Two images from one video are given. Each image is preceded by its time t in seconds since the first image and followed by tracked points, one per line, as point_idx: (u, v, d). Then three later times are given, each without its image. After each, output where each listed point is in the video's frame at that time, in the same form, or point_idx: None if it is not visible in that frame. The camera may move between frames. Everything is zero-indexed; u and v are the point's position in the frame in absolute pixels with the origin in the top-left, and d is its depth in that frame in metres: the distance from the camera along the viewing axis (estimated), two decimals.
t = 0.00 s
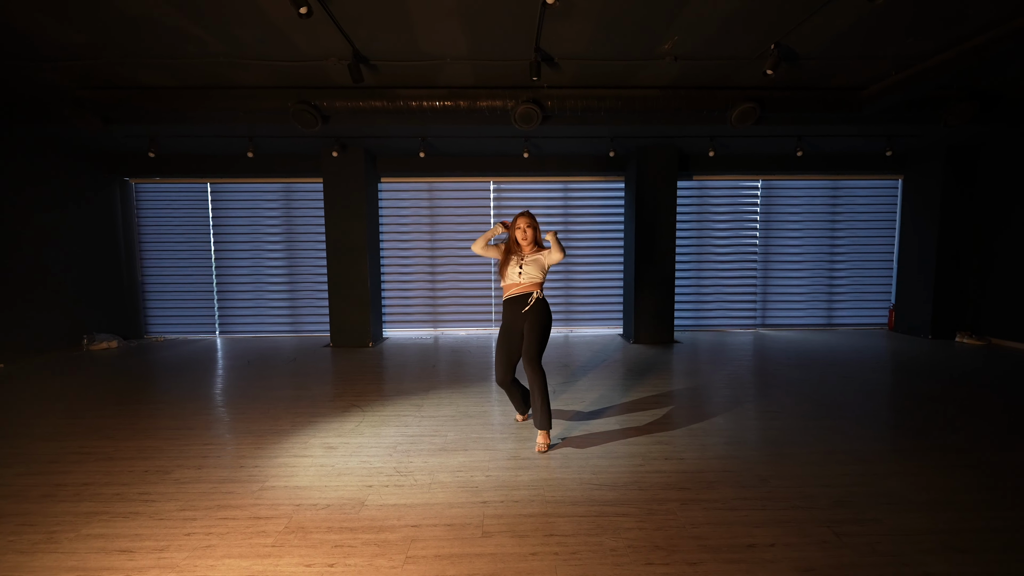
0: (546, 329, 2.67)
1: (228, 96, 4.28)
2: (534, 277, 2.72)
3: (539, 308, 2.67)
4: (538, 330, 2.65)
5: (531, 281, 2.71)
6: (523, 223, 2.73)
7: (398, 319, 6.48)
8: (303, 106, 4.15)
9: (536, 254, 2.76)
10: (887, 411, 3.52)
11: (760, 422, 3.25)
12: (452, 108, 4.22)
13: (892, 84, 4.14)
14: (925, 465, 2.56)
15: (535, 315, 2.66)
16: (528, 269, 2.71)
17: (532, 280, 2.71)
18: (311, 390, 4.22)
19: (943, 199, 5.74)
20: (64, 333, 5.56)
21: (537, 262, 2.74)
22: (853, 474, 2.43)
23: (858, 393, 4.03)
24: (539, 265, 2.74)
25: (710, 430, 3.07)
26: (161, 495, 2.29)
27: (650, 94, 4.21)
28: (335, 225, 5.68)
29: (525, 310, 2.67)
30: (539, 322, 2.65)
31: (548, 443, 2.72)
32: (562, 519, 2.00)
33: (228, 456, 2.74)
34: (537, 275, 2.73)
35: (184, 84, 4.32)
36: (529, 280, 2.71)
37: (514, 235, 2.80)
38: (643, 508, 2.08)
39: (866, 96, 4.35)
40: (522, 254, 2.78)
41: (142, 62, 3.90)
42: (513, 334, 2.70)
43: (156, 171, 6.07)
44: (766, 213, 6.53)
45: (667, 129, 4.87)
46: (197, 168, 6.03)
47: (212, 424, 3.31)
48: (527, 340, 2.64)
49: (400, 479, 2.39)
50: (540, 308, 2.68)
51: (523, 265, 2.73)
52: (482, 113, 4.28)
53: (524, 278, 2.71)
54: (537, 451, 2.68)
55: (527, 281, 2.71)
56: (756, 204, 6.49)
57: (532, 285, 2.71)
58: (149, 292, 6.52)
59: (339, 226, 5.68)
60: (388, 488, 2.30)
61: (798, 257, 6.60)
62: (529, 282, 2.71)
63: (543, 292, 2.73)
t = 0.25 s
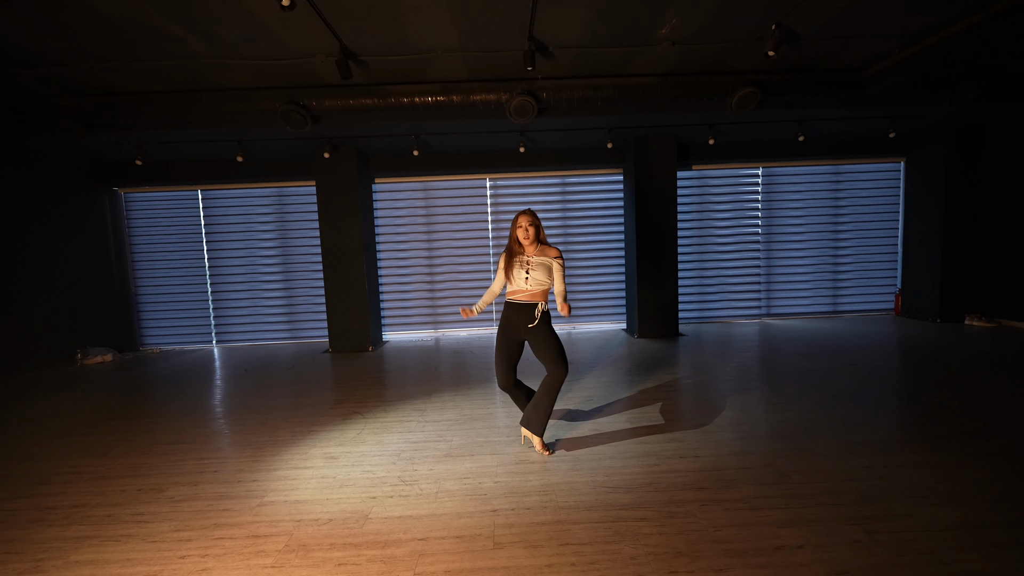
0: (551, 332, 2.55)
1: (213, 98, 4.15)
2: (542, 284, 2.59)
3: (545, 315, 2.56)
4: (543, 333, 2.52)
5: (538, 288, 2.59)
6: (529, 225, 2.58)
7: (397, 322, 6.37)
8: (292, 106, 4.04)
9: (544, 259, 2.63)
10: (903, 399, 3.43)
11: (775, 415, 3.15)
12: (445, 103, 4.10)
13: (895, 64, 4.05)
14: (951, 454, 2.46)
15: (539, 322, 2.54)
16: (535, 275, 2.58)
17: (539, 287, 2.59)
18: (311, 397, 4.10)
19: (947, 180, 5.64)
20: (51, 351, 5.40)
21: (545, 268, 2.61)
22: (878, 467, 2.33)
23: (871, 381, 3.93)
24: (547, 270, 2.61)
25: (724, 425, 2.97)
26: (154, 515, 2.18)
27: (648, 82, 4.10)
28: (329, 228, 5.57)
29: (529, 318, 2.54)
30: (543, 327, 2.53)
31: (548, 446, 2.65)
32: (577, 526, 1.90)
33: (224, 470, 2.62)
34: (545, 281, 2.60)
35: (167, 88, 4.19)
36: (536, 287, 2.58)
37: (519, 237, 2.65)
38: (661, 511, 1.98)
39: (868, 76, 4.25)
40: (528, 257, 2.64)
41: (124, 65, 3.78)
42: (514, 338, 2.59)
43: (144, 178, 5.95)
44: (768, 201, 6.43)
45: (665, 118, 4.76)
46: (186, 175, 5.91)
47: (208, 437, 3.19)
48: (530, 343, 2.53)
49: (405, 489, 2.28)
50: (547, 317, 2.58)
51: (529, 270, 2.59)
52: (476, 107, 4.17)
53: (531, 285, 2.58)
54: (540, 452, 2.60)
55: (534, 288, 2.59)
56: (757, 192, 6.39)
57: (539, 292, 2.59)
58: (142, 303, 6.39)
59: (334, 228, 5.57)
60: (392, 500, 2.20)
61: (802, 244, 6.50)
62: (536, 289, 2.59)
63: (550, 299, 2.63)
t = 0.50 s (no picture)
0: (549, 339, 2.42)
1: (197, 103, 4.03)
2: (536, 286, 2.45)
3: (544, 319, 2.43)
4: (545, 335, 2.42)
5: (532, 290, 2.44)
6: (530, 225, 2.51)
7: (397, 326, 6.26)
8: (279, 108, 3.91)
9: (542, 259, 2.47)
10: (921, 387, 3.32)
11: (791, 408, 3.03)
12: (437, 99, 3.97)
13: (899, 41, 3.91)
14: (980, 444, 2.35)
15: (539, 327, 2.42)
16: (529, 276, 2.45)
17: (534, 289, 2.44)
18: (311, 407, 3.99)
19: (952, 160, 5.53)
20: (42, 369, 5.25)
21: (540, 269, 2.46)
22: (906, 459, 2.22)
23: (886, 369, 3.82)
24: (542, 271, 2.46)
25: (740, 421, 2.86)
26: (147, 540, 2.06)
27: (645, 70, 3.98)
28: (324, 232, 5.45)
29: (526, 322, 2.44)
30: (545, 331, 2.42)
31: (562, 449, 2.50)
32: (594, 537, 1.78)
33: (220, 488, 2.50)
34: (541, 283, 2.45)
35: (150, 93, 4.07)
36: (530, 289, 2.44)
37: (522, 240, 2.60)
38: (683, 517, 1.86)
39: (871, 55, 4.13)
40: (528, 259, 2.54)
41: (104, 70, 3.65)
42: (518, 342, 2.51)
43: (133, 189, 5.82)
44: (770, 188, 6.32)
45: (663, 106, 4.64)
46: (175, 184, 5.79)
47: (205, 453, 3.07)
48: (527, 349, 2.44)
49: (410, 502, 2.17)
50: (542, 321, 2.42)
51: (524, 272, 2.48)
52: (469, 102, 4.04)
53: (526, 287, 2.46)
54: (553, 458, 2.47)
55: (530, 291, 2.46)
56: (759, 180, 6.28)
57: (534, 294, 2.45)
58: (136, 316, 6.26)
59: (328, 232, 5.45)
60: (397, 514, 2.08)
61: (805, 231, 6.39)
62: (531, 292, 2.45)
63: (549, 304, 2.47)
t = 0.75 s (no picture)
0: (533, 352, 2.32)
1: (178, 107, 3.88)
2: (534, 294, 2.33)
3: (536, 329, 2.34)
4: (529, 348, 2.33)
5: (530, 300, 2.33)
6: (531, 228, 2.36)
7: (395, 330, 6.12)
8: (264, 109, 3.78)
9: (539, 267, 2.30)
10: (937, 374, 3.22)
11: (806, 402, 2.92)
12: (427, 95, 3.84)
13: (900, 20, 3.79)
14: (1007, 434, 2.25)
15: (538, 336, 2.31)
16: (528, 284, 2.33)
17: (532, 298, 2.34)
18: (308, 418, 3.85)
19: (954, 142, 5.44)
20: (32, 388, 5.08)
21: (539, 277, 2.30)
22: (933, 453, 2.11)
23: (898, 356, 3.72)
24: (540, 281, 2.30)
25: (754, 417, 2.74)
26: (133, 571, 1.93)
27: (640, 58, 3.86)
28: (316, 237, 5.31)
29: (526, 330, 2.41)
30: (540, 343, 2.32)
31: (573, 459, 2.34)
32: (610, 552, 1.66)
33: (212, 511, 2.37)
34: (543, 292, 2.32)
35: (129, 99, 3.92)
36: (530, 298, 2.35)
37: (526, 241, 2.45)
38: (703, 526, 1.75)
39: (871, 36, 4.03)
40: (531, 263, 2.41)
41: (79, 75, 3.51)
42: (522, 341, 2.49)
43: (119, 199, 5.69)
44: (769, 177, 6.21)
45: (660, 96, 4.52)
46: (161, 193, 5.65)
47: (197, 472, 2.93)
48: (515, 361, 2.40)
49: (413, 520, 2.04)
50: (534, 340, 2.24)
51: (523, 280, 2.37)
52: (460, 97, 3.91)
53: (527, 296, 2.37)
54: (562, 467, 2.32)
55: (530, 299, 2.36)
56: (757, 169, 6.17)
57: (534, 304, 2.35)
58: (127, 330, 6.10)
59: (320, 237, 5.31)
60: (399, 533, 1.95)
61: (806, 218, 6.29)
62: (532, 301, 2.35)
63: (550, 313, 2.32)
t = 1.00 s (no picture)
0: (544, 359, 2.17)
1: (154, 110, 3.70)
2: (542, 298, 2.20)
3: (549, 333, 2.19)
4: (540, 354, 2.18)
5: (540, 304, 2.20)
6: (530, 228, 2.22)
7: (390, 335, 5.96)
8: (244, 109, 3.60)
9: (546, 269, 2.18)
10: (954, 363, 3.09)
11: (821, 398, 2.79)
12: (414, 90, 3.68)
13: None
14: None
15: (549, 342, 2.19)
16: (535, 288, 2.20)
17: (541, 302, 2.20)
18: (301, 431, 3.68)
19: (955, 125, 5.33)
20: (14, 408, 4.87)
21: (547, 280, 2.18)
22: (964, 450, 1.98)
23: (911, 346, 3.60)
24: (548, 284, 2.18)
25: (769, 417, 2.60)
26: None
27: (635, 45, 3.72)
28: (305, 242, 5.14)
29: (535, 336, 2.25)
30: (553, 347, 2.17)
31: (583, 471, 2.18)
32: None
33: (194, 539, 2.20)
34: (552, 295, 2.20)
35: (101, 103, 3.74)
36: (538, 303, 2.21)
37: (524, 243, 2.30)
38: (728, 542, 1.60)
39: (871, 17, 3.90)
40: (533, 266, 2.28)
41: (47, 78, 3.33)
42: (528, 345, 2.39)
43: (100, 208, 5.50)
44: (767, 166, 6.09)
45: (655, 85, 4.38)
46: (143, 201, 5.47)
47: (182, 494, 2.76)
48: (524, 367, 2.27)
49: (411, 543, 1.88)
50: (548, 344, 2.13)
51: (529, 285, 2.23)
52: (449, 91, 3.75)
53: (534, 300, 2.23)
54: (570, 480, 2.15)
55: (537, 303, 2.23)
56: (755, 159, 6.05)
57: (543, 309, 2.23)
58: (113, 344, 5.90)
59: (309, 241, 5.14)
60: (395, 559, 1.79)
61: (806, 208, 6.17)
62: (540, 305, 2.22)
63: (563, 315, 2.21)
